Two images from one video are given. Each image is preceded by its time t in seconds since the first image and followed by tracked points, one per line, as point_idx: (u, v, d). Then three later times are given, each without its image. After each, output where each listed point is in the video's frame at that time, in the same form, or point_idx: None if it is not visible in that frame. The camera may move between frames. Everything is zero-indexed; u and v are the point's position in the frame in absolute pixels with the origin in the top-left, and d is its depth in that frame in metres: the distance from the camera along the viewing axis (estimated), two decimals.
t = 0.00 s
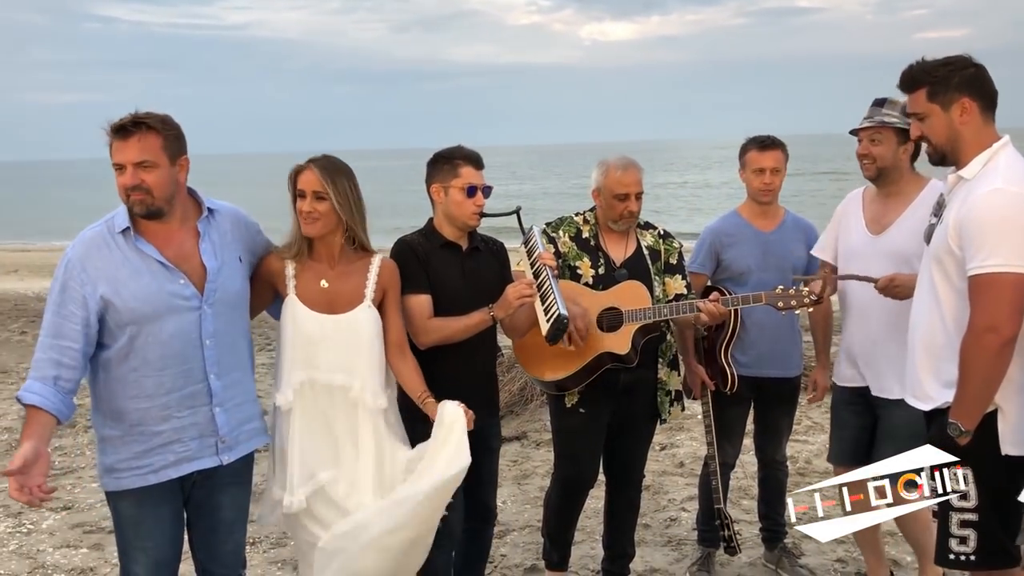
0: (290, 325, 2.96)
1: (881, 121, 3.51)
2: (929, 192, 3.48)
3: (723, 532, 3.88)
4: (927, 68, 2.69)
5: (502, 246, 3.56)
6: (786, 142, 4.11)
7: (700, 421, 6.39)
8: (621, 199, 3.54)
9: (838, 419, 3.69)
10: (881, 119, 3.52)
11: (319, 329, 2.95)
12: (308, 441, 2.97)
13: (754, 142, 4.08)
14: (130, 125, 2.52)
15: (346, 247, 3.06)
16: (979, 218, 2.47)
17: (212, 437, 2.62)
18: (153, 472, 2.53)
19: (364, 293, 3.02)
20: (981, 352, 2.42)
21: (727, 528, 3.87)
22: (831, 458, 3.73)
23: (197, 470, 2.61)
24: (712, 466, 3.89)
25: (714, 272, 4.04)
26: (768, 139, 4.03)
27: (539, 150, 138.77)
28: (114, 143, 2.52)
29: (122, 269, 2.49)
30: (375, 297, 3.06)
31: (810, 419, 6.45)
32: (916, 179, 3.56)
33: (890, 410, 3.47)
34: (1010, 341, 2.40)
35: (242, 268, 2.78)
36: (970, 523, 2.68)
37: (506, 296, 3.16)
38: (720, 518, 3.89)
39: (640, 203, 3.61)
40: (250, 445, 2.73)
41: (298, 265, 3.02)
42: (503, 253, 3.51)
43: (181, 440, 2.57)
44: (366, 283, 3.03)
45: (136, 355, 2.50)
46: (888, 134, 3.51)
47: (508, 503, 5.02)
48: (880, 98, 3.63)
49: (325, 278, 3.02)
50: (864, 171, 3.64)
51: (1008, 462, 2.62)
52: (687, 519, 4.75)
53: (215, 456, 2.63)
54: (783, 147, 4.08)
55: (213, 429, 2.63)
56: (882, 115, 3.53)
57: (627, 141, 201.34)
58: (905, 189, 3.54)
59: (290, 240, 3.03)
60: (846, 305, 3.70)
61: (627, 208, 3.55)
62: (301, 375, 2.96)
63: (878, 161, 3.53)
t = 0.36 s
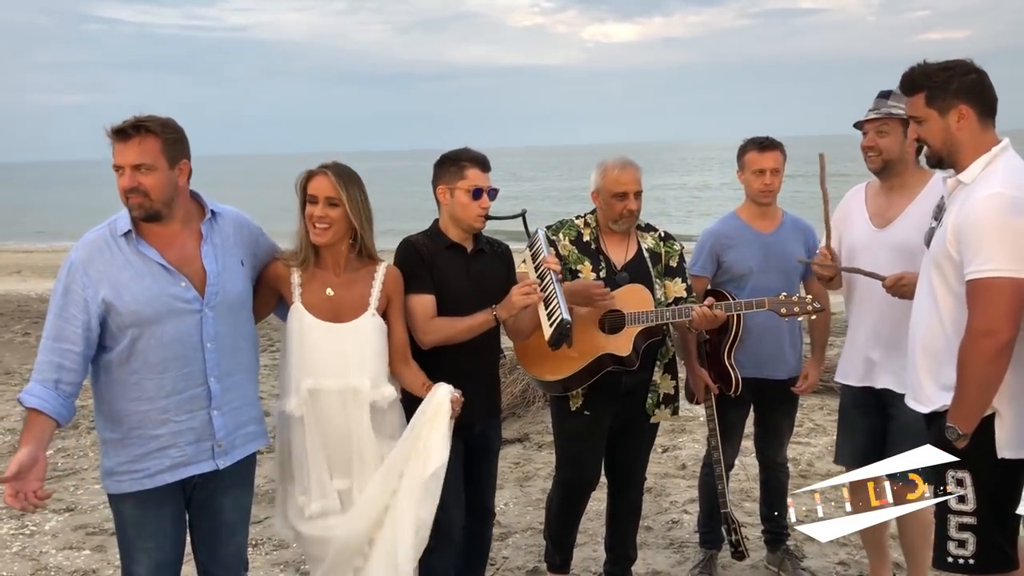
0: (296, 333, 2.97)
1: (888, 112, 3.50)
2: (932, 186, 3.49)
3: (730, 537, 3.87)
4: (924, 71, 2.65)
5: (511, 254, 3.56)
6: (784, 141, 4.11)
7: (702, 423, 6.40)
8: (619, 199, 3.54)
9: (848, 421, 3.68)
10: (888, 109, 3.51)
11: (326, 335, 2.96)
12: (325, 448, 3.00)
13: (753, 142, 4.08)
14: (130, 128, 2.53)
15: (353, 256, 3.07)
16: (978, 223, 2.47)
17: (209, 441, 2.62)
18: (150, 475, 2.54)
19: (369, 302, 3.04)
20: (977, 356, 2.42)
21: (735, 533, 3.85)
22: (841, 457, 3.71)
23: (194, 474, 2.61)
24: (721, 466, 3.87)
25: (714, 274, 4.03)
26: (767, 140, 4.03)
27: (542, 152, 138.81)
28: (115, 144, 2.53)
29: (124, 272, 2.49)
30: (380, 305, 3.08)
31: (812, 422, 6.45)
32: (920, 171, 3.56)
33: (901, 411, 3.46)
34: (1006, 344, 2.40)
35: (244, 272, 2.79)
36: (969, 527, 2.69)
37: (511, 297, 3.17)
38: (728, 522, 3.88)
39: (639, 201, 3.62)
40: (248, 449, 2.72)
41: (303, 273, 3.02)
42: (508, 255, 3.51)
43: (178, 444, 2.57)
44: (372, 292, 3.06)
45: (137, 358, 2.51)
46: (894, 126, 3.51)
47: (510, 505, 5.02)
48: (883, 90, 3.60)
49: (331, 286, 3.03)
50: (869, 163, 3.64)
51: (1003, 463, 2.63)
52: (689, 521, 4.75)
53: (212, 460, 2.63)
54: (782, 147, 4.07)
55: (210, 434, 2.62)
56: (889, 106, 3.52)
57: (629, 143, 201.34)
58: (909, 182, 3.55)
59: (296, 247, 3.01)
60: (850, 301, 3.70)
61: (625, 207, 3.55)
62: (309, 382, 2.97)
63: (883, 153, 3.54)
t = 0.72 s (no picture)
0: (291, 325, 2.95)
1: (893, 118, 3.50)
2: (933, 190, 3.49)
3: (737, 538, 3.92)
4: (966, 65, 2.62)
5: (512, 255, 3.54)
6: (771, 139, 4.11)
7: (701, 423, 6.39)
8: (615, 198, 3.52)
9: (853, 425, 3.65)
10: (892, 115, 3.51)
11: (320, 328, 2.94)
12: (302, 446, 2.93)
13: (743, 142, 4.07)
14: (149, 124, 2.54)
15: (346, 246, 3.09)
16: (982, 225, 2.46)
17: (217, 441, 2.60)
18: (156, 476, 2.52)
19: (365, 292, 3.05)
20: (970, 360, 2.41)
21: (744, 534, 3.91)
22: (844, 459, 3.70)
23: (202, 475, 2.59)
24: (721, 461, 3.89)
25: (707, 275, 3.98)
26: (757, 139, 4.03)
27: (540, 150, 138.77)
28: (131, 141, 2.53)
29: (133, 271, 2.48)
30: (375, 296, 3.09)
31: (812, 421, 6.45)
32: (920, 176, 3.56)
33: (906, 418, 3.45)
34: (1000, 353, 2.39)
35: (250, 272, 2.76)
36: (938, 522, 2.67)
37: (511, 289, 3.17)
38: (736, 524, 3.90)
39: (632, 200, 3.61)
40: (252, 450, 2.72)
41: (299, 266, 3.01)
42: (507, 256, 3.49)
43: (185, 445, 2.55)
44: (367, 283, 3.06)
45: (144, 358, 2.49)
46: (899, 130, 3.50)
47: (508, 505, 5.01)
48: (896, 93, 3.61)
49: (326, 279, 3.02)
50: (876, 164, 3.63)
51: (981, 465, 2.61)
52: (688, 521, 4.74)
53: (220, 461, 2.61)
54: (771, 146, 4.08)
55: (218, 434, 2.61)
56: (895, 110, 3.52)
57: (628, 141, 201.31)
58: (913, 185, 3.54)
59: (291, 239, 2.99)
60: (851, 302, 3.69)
61: (619, 206, 3.53)
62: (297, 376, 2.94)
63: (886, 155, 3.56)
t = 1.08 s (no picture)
0: (282, 314, 2.90)
1: (885, 103, 3.46)
2: (932, 175, 3.46)
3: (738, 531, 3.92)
4: (972, 51, 2.63)
5: (503, 242, 3.55)
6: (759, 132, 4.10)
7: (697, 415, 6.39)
8: (602, 191, 3.53)
9: (843, 415, 3.65)
10: (884, 100, 3.47)
11: (313, 316, 2.93)
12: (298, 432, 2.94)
13: (728, 134, 4.07)
14: (169, 118, 2.51)
15: (331, 233, 3.09)
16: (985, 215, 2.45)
17: (228, 434, 2.60)
18: (166, 472, 2.47)
19: (353, 276, 3.05)
20: (978, 353, 2.40)
21: (746, 526, 3.91)
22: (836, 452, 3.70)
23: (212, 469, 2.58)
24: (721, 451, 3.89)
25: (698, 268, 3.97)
26: (742, 130, 4.03)
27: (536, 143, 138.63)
28: (149, 134, 2.48)
29: (145, 264, 2.44)
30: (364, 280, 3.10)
31: (808, 413, 6.45)
32: (915, 163, 3.53)
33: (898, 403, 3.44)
34: (1006, 344, 2.38)
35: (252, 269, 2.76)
36: (956, 516, 2.68)
37: (505, 284, 3.15)
38: (738, 517, 3.91)
39: (619, 193, 3.62)
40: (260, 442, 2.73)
41: (287, 254, 2.98)
42: (502, 249, 3.49)
43: (198, 439, 2.53)
44: (355, 267, 3.07)
45: (158, 351, 2.46)
46: (890, 116, 3.46)
47: (506, 499, 5.00)
48: (883, 80, 3.58)
49: (314, 266, 3.01)
50: (863, 155, 3.58)
51: (997, 454, 2.61)
52: (685, 513, 4.73)
53: (230, 454, 2.61)
54: (757, 138, 4.07)
55: (230, 427, 2.61)
56: (886, 96, 3.49)
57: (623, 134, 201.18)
58: (902, 173, 3.52)
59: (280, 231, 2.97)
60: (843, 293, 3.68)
61: (607, 201, 3.54)
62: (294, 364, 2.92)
63: (878, 143, 3.49)
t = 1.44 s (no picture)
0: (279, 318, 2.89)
1: (885, 94, 3.48)
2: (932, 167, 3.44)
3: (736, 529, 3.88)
4: (965, 44, 2.64)
5: (497, 241, 3.55)
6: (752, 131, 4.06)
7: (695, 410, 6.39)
8: (580, 188, 3.54)
9: (849, 408, 3.65)
10: (884, 91, 3.49)
11: (313, 323, 2.91)
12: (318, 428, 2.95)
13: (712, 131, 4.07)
14: (164, 123, 2.49)
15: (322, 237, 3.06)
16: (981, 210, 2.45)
17: (233, 439, 2.61)
18: (174, 482, 2.47)
19: (347, 284, 3.04)
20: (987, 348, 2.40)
21: (742, 524, 3.87)
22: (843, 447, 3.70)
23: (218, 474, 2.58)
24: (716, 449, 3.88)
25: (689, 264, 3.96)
26: (726, 125, 4.02)
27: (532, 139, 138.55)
28: (144, 139, 2.46)
29: (143, 271, 2.41)
30: (355, 288, 3.08)
31: (806, 407, 6.46)
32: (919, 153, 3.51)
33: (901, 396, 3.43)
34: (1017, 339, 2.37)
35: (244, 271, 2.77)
36: (975, 514, 2.67)
37: (500, 281, 3.13)
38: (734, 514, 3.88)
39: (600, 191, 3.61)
40: (264, 445, 2.74)
41: (277, 263, 2.97)
42: (497, 248, 3.50)
43: (205, 446, 2.53)
44: (347, 278, 3.05)
45: (160, 360, 2.44)
46: (890, 108, 3.46)
47: (504, 496, 5.00)
48: (881, 72, 3.60)
49: (308, 274, 3.00)
50: (865, 146, 3.58)
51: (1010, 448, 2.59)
52: (684, 509, 4.74)
53: (236, 459, 2.62)
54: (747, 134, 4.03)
55: (234, 431, 2.61)
56: (886, 87, 3.51)
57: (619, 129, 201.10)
58: (904, 163, 3.51)
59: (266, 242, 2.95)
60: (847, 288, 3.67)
61: (586, 197, 3.54)
62: (302, 373, 2.91)
63: (879, 136, 3.49)
